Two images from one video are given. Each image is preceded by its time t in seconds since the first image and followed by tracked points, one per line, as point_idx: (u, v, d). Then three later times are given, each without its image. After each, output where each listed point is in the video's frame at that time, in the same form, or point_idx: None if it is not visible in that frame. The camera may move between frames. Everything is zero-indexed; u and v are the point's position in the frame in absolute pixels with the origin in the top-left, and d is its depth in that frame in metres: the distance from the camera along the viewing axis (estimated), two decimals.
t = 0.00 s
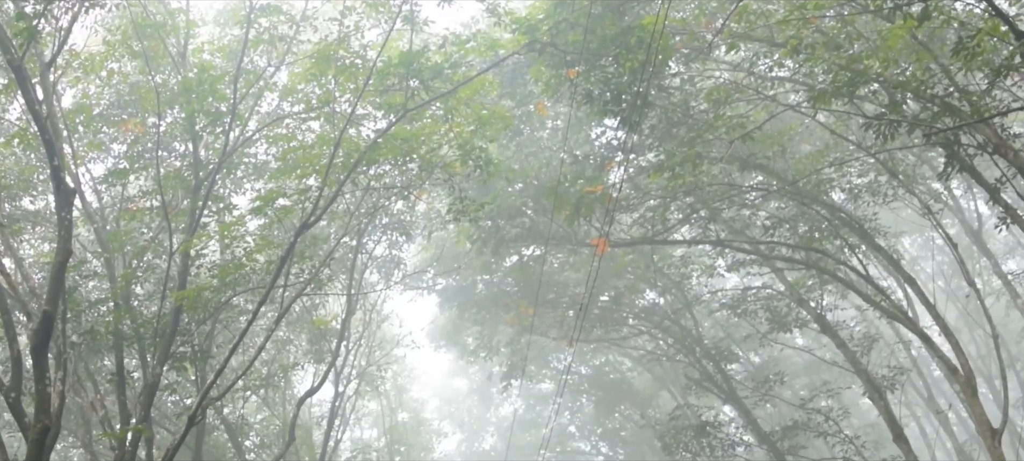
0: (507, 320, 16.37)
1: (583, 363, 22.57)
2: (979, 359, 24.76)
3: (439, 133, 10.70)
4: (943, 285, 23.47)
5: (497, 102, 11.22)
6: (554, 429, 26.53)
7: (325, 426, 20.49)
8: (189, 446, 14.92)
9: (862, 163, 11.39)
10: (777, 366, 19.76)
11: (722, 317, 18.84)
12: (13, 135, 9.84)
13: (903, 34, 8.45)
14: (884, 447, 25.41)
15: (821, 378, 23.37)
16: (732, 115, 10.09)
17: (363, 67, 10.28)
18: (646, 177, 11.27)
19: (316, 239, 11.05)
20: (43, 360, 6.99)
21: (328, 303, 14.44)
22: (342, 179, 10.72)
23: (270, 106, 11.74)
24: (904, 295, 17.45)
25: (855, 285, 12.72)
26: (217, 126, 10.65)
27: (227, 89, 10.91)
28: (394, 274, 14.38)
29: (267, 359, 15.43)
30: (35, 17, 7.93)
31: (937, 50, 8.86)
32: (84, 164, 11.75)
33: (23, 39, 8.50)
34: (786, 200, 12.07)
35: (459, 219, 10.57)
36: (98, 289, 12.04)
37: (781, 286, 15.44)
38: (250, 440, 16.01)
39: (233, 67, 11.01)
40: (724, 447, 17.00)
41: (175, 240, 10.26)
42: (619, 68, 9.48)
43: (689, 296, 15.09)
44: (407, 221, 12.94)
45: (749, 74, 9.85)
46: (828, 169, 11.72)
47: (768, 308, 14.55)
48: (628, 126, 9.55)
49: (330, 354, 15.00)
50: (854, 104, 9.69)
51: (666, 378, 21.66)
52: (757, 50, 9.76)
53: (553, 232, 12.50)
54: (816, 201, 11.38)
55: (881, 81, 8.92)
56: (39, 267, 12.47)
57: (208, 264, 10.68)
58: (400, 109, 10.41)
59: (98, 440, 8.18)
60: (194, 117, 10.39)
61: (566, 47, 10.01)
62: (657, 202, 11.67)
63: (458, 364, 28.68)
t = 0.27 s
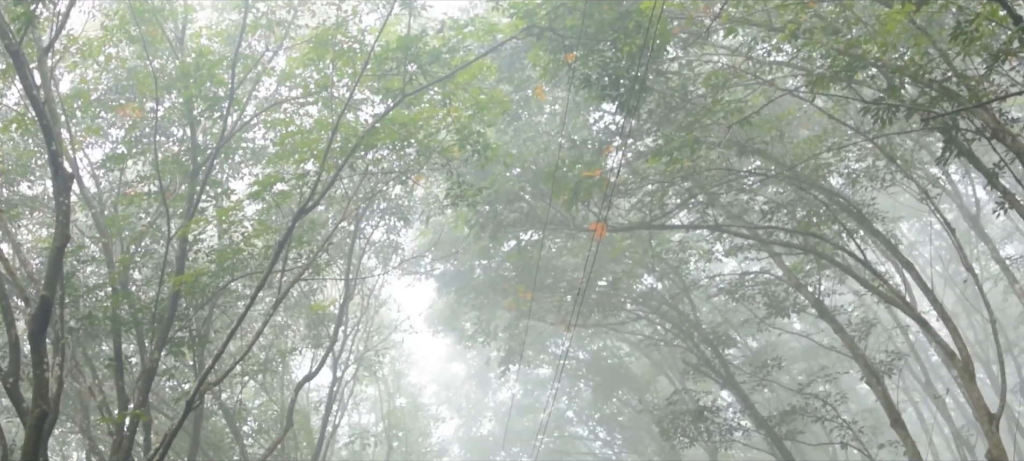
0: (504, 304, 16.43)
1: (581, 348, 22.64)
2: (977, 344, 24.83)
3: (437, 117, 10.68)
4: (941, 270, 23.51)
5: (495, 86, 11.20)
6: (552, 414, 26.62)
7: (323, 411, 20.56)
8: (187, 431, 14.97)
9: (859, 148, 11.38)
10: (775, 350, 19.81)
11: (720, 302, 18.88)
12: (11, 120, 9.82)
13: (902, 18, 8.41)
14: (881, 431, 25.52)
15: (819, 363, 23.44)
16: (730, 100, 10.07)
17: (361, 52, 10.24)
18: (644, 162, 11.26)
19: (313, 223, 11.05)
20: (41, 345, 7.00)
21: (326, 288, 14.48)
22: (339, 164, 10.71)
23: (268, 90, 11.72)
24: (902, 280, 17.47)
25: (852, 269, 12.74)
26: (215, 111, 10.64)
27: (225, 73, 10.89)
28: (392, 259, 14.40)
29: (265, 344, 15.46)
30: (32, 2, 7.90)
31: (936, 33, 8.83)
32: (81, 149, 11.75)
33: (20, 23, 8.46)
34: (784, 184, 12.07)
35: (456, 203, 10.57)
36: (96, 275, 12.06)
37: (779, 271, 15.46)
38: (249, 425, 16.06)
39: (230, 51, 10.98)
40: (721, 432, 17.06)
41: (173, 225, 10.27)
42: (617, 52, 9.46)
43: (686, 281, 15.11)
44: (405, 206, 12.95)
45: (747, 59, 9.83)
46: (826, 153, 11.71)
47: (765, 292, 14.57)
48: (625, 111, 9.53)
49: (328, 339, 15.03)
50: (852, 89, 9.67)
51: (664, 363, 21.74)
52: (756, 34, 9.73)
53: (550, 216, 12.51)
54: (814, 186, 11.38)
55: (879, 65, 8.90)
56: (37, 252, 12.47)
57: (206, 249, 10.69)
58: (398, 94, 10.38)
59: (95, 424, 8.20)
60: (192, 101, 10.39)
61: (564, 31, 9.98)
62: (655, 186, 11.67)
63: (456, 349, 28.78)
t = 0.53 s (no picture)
0: (502, 287, 16.49)
1: (578, 331, 22.72)
2: (974, 327, 24.93)
3: (434, 100, 10.66)
4: (938, 253, 23.57)
5: (493, 69, 11.18)
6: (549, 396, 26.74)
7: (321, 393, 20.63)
8: (185, 413, 15.01)
9: (857, 130, 11.38)
10: (772, 333, 19.88)
11: (718, 285, 18.94)
12: (8, 102, 9.79)
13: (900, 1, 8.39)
14: (877, 414, 25.64)
15: (816, 346, 23.52)
16: (728, 82, 10.06)
17: (359, 34, 10.18)
18: (642, 144, 11.26)
19: (311, 206, 11.06)
20: (39, 327, 7.02)
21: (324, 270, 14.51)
22: (337, 146, 10.69)
23: (266, 73, 11.69)
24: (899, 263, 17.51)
25: (849, 252, 12.77)
26: (213, 93, 10.63)
27: (222, 56, 10.86)
28: (390, 242, 14.42)
29: (262, 326, 15.50)
30: None
31: (935, 15, 8.80)
32: (79, 131, 11.74)
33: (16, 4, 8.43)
34: (782, 167, 12.08)
35: (454, 186, 10.57)
36: (94, 257, 12.07)
37: (777, 253, 15.50)
38: (246, 407, 16.11)
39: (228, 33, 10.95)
40: (718, 414, 17.13)
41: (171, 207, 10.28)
42: (615, 35, 9.44)
43: (684, 263, 15.15)
44: (403, 188, 12.97)
45: (745, 41, 9.81)
46: (824, 136, 11.71)
47: (763, 275, 14.61)
48: (623, 93, 9.52)
49: (326, 321, 15.07)
50: (850, 71, 9.65)
51: (662, 346, 21.82)
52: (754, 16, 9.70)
53: (548, 199, 12.53)
54: (811, 168, 11.38)
55: (877, 48, 8.88)
56: (35, 234, 12.48)
57: (203, 231, 10.70)
58: (395, 76, 10.35)
59: (93, 406, 8.23)
60: (189, 83, 10.37)
61: (562, 13, 9.96)
62: (653, 169, 11.68)
63: (453, 332, 28.95)
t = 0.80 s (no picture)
0: (500, 272, 16.53)
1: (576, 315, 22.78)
2: (972, 313, 25.01)
3: (432, 84, 10.64)
4: (936, 238, 23.61)
5: (491, 53, 11.14)
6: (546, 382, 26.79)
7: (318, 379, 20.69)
8: (182, 399, 15.02)
9: (854, 116, 11.41)
10: (770, 318, 19.93)
11: (716, 270, 18.98)
12: (5, 87, 9.75)
13: None
14: (874, 399, 25.73)
15: (813, 331, 23.58)
16: (726, 67, 10.04)
17: (357, 17, 10.05)
18: (640, 129, 11.26)
19: (309, 190, 11.06)
20: (37, 311, 7.01)
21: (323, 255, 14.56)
22: (334, 130, 10.64)
23: (264, 57, 11.65)
24: (897, 249, 17.53)
25: (846, 237, 12.79)
26: (211, 78, 10.60)
27: (220, 40, 10.82)
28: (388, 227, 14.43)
29: (259, 311, 15.51)
30: None
31: None
32: (77, 116, 11.70)
33: None
34: (779, 151, 12.09)
35: (452, 170, 10.55)
36: (91, 242, 12.06)
37: (774, 239, 15.51)
38: (244, 392, 16.12)
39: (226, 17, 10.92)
40: (715, 399, 17.17)
41: (169, 192, 10.27)
42: (614, 19, 9.42)
43: (682, 248, 15.18)
44: (401, 173, 12.99)
45: (743, 25, 9.79)
46: (821, 121, 11.72)
47: (760, 261, 14.64)
48: (620, 78, 9.50)
49: (323, 306, 15.08)
50: (847, 56, 9.64)
51: (659, 332, 21.88)
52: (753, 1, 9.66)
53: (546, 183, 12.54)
54: (809, 153, 11.39)
55: (875, 33, 8.86)
56: (33, 220, 12.46)
57: (201, 216, 10.70)
58: (393, 60, 10.28)
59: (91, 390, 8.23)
60: (187, 68, 10.35)
61: None
62: (651, 154, 11.68)
63: (450, 317, 29.06)
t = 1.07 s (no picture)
0: (497, 255, 16.57)
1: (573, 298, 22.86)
2: (968, 296, 25.09)
3: (430, 67, 10.62)
4: (933, 222, 23.67)
5: (489, 35, 11.11)
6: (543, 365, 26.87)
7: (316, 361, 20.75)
8: (180, 381, 15.05)
9: (851, 99, 11.42)
10: (767, 301, 19.99)
11: (713, 253, 19.03)
12: (3, 69, 9.73)
13: None
14: (870, 383, 25.84)
15: (810, 315, 23.66)
16: (724, 50, 10.03)
17: None
18: (637, 112, 11.25)
19: (306, 173, 11.06)
20: (34, 293, 7.03)
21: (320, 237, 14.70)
22: (331, 112, 10.63)
23: (261, 39, 11.61)
24: (894, 233, 17.57)
25: (843, 220, 12.83)
26: (208, 60, 10.56)
27: (218, 22, 10.78)
28: (385, 210, 14.44)
29: (256, 294, 15.54)
30: None
31: None
32: (73, 98, 11.67)
33: None
34: (777, 134, 12.10)
35: (449, 153, 10.55)
36: (88, 225, 12.04)
37: (772, 222, 15.55)
38: (241, 375, 16.17)
39: None
40: (712, 382, 17.24)
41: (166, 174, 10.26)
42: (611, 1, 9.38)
43: (680, 231, 15.22)
44: (399, 156, 12.98)
45: (742, 8, 9.76)
46: (819, 104, 11.72)
47: (758, 244, 14.68)
48: (618, 61, 9.47)
49: (321, 289, 15.12)
50: (845, 39, 9.61)
51: (656, 315, 21.96)
52: None
53: (543, 166, 12.58)
54: (807, 136, 11.39)
55: (873, 15, 8.83)
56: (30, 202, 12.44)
57: (199, 198, 10.69)
58: (390, 42, 10.25)
59: (89, 373, 8.26)
60: (184, 50, 10.35)
61: None
62: (648, 136, 11.68)
63: (448, 300, 29.15)
